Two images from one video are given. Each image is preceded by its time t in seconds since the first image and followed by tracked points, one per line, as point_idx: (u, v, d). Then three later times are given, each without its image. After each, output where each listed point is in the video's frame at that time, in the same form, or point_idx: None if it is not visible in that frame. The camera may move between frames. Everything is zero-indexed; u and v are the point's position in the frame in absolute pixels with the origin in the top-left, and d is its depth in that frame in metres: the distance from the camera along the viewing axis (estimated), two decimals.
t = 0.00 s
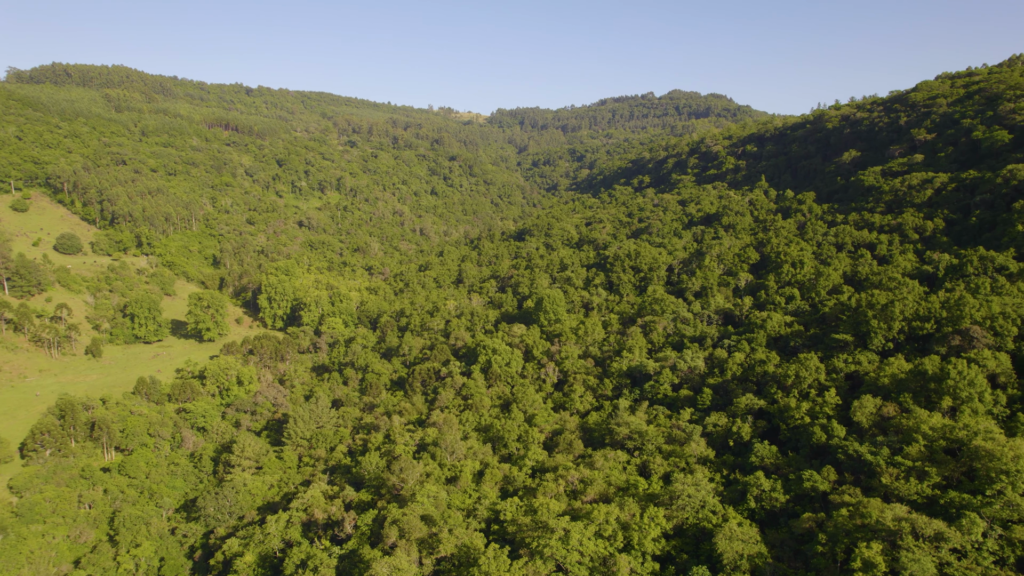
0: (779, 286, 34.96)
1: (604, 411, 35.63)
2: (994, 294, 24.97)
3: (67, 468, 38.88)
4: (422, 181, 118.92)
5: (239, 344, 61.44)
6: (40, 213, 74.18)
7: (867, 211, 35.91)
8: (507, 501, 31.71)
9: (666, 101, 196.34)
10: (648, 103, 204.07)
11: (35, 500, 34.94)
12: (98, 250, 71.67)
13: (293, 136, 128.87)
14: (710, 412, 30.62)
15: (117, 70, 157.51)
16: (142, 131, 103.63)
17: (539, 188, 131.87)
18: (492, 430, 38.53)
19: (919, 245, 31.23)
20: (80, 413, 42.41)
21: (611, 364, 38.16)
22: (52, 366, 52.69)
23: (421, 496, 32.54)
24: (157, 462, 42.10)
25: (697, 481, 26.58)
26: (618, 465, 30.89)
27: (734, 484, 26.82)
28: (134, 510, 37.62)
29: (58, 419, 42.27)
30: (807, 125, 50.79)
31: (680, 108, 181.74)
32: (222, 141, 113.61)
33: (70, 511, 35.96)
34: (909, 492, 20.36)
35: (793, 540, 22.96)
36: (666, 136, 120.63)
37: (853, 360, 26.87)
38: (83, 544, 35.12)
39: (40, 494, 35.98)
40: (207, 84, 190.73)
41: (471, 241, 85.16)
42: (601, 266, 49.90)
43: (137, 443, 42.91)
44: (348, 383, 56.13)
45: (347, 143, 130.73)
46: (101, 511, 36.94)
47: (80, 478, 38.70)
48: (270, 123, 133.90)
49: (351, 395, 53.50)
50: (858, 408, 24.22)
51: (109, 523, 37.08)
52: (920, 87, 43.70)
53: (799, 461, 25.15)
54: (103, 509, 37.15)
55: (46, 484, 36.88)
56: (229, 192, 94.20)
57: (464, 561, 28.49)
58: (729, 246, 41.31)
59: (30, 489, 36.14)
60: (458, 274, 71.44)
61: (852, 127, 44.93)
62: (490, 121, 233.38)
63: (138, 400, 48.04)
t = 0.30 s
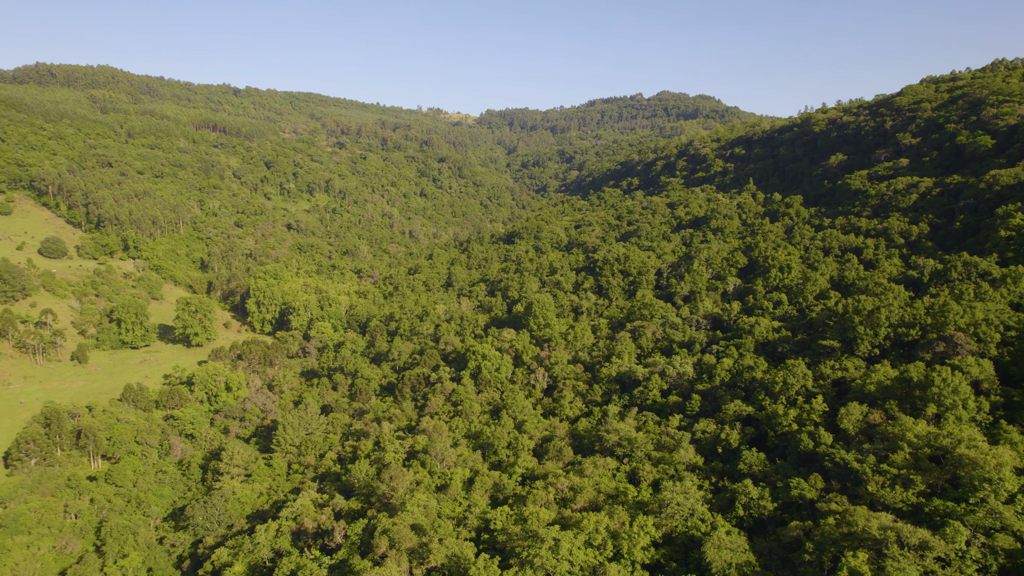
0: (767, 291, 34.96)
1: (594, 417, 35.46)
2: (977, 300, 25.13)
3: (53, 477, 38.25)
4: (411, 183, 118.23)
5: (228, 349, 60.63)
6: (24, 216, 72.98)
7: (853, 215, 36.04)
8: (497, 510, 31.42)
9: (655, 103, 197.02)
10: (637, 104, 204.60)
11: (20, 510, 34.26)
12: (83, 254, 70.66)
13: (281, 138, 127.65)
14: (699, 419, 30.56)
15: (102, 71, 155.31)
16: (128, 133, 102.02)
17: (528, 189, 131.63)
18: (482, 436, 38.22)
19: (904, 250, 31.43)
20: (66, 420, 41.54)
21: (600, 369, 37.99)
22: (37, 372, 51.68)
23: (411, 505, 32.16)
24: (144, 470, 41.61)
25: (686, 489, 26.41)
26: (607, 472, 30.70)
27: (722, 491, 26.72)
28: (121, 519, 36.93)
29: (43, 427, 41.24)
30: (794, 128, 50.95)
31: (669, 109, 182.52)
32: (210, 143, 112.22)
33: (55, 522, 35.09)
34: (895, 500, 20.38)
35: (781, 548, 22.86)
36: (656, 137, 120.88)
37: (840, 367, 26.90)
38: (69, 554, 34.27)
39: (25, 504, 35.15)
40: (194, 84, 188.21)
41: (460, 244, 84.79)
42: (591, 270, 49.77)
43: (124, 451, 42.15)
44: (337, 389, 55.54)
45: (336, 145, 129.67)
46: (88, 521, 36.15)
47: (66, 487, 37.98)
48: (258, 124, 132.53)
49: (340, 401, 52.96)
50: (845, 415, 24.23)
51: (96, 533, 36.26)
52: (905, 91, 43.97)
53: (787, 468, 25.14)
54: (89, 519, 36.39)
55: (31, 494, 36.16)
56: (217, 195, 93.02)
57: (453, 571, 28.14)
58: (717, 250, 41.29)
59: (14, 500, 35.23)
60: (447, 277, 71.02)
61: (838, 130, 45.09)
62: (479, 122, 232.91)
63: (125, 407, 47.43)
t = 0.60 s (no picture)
0: (755, 296, 34.98)
1: (583, 423, 35.27)
2: (960, 306, 25.30)
3: (36, 486, 36.65)
4: (400, 184, 117.53)
5: (215, 355, 59.74)
6: (6, 220, 72.19)
7: (839, 219, 36.20)
8: (487, 518, 31.09)
9: (643, 104, 197.73)
10: (625, 105, 205.20)
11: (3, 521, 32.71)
12: (68, 258, 69.74)
13: (269, 139, 126.37)
14: (687, 425, 30.49)
15: (86, 71, 152.98)
16: (113, 134, 100.30)
17: (517, 190, 131.42)
18: (471, 443, 37.82)
19: (889, 255, 31.65)
20: (51, 429, 40.58)
21: (590, 375, 37.82)
22: (20, 380, 50.76)
23: (400, 514, 31.72)
24: (130, 479, 40.87)
25: (675, 497, 26.21)
26: (596, 479, 30.48)
27: (711, 499, 26.59)
28: (108, 529, 35.95)
29: (27, 436, 40.45)
30: (781, 131, 51.14)
31: (656, 110, 183.22)
32: (197, 144, 110.58)
33: (40, 532, 33.60)
34: (880, 508, 20.40)
35: (769, 556, 22.75)
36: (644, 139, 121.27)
37: (827, 373, 26.94)
38: (54, 566, 32.96)
39: (8, 514, 33.58)
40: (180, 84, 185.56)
41: (449, 247, 84.40)
42: (579, 273, 49.65)
43: (110, 459, 41.74)
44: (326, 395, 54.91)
45: (324, 146, 128.53)
46: (73, 531, 34.98)
47: (50, 497, 36.41)
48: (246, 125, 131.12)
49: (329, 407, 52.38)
50: (831, 422, 24.22)
51: (80, 543, 35.04)
52: (890, 95, 44.31)
53: (774, 475, 25.11)
54: (75, 529, 35.25)
55: (13, 504, 34.67)
56: (204, 198, 91.74)
57: None
58: (705, 254, 41.28)
59: None
60: (436, 280, 70.61)
61: (825, 134, 45.31)
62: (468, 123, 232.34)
63: (111, 414, 46.51)
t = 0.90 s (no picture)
0: (742, 300, 35.01)
1: (572, 429, 35.10)
2: (944, 312, 25.48)
3: (20, 496, 35.67)
4: (388, 186, 116.76)
5: (203, 360, 58.82)
6: None
7: (826, 223, 36.37)
8: (477, 527, 30.74)
9: (631, 105, 198.43)
10: (614, 106, 205.76)
11: None
12: (52, 262, 68.54)
13: (257, 141, 125.01)
14: (676, 431, 30.40)
15: (69, 71, 150.43)
16: (98, 136, 98.71)
17: (506, 192, 131.11)
18: (461, 450, 37.38)
19: (875, 259, 31.83)
20: (36, 437, 39.60)
21: (579, 381, 37.61)
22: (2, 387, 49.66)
23: (390, 524, 31.27)
24: (117, 487, 40.00)
25: (664, 504, 26.00)
26: (586, 486, 30.25)
27: (699, 506, 26.48)
28: (94, 539, 35.52)
29: (10, 445, 39.55)
30: (768, 134, 51.31)
31: (645, 111, 183.78)
32: (183, 145, 109.03)
33: (24, 543, 33.01)
34: (865, 516, 20.41)
35: (758, 564, 22.64)
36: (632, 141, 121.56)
37: (813, 379, 26.98)
38: None
39: None
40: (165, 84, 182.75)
41: (438, 249, 84.00)
42: (568, 277, 49.49)
43: (96, 468, 40.72)
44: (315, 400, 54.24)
45: (312, 148, 127.36)
46: (58, 541, 34.45)
47: (35, 507, 35.62)
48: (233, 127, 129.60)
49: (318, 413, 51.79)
50: (818, 429, 24.23)
51: (67, 554, 34.67)
52: (875, 99, 44.65)
53: (762, 482, 25.08)
54: (60, 539, 34.71)
55: None
56: (191, 200, 90.45)
57: None
58: (693, 258, 41.25)
59: None
60: (425, 284, 70.20)
61: (811, 137, 45.51)
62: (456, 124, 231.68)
63: (97, 422, 45.90)
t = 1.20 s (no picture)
0: (730, 305, 35.01)
1: (561, 436, 34.94)
2: (928, 317, 25.62)
3: (3, 507, 34.66)
4: (377, 188, 116.00)
5: (191, 366, 57.89)
6: None
7: (813, 227, 36.54)
8: (466, 535, 30.30)
9: (619, 106, 199.01)
10: (603, 107, 206.35)
11: None
12: (35, 266, 67.19)
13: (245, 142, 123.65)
14: (664, 438, 30.32)
15: (52, 71, 147.84)
16: (82, 137, 96.91)
17: (494, 193, 130.85)
18: (450, 457, 36.93)
19: (861, 264, 32.01)
20: (19, 446, 38.35)
21: (568, 386, 37.43)
22: None
23: (379, 533, 30.80)
24: (103, 497, 39.09)
25: (652, 512, 25.80)
26: (575, 494, 30.04)
27: (688, 513, 26.35)
28: (80, 550, 34.81)
29: None
30: (755, 137, 51.53)
31: (633, 112, 184.26)
32: (170, 147, 107.34)
33: (7, 554, 32.07)
34: (852, 524, 20.39)
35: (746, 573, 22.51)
36: (621, 142, 121.91)
37: (800, 385, 26.99)
38: None
39: None
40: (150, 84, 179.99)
41: (427, 252, 83.61)
42: (557, 281, 49.36)
43: (82, 476, 39.78)
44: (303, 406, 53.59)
45: (300, 149, 126.18)
46: (43, 552, 33.53)
47: (19, 518, 34.44)
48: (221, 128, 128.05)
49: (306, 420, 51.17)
50: (805, 436, 24.22)
51: (52, 565, 33.72)
52: (861, 103, 44.98)
53: (749, 489, 25.06)
54: (45, 550, 33.73)
55: None
56: (178, 202, 89.10)
57: None
58: (681, 261, 41.24)
59: None
60: (414, 287, 69.79)
61: (798, 141, 45.75)
62: (445, 125, 230.92)
63: (81, 430, 45.00)
